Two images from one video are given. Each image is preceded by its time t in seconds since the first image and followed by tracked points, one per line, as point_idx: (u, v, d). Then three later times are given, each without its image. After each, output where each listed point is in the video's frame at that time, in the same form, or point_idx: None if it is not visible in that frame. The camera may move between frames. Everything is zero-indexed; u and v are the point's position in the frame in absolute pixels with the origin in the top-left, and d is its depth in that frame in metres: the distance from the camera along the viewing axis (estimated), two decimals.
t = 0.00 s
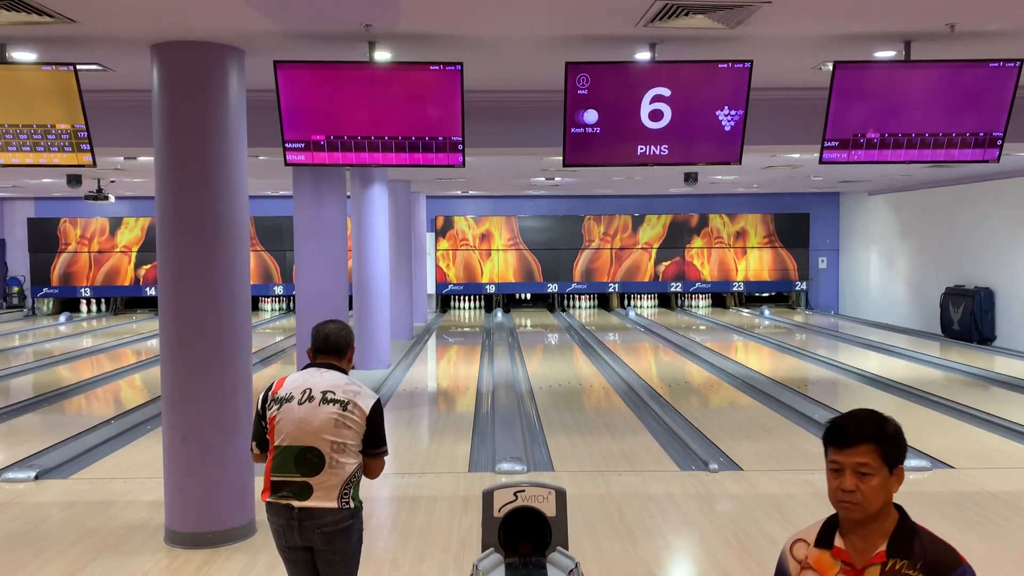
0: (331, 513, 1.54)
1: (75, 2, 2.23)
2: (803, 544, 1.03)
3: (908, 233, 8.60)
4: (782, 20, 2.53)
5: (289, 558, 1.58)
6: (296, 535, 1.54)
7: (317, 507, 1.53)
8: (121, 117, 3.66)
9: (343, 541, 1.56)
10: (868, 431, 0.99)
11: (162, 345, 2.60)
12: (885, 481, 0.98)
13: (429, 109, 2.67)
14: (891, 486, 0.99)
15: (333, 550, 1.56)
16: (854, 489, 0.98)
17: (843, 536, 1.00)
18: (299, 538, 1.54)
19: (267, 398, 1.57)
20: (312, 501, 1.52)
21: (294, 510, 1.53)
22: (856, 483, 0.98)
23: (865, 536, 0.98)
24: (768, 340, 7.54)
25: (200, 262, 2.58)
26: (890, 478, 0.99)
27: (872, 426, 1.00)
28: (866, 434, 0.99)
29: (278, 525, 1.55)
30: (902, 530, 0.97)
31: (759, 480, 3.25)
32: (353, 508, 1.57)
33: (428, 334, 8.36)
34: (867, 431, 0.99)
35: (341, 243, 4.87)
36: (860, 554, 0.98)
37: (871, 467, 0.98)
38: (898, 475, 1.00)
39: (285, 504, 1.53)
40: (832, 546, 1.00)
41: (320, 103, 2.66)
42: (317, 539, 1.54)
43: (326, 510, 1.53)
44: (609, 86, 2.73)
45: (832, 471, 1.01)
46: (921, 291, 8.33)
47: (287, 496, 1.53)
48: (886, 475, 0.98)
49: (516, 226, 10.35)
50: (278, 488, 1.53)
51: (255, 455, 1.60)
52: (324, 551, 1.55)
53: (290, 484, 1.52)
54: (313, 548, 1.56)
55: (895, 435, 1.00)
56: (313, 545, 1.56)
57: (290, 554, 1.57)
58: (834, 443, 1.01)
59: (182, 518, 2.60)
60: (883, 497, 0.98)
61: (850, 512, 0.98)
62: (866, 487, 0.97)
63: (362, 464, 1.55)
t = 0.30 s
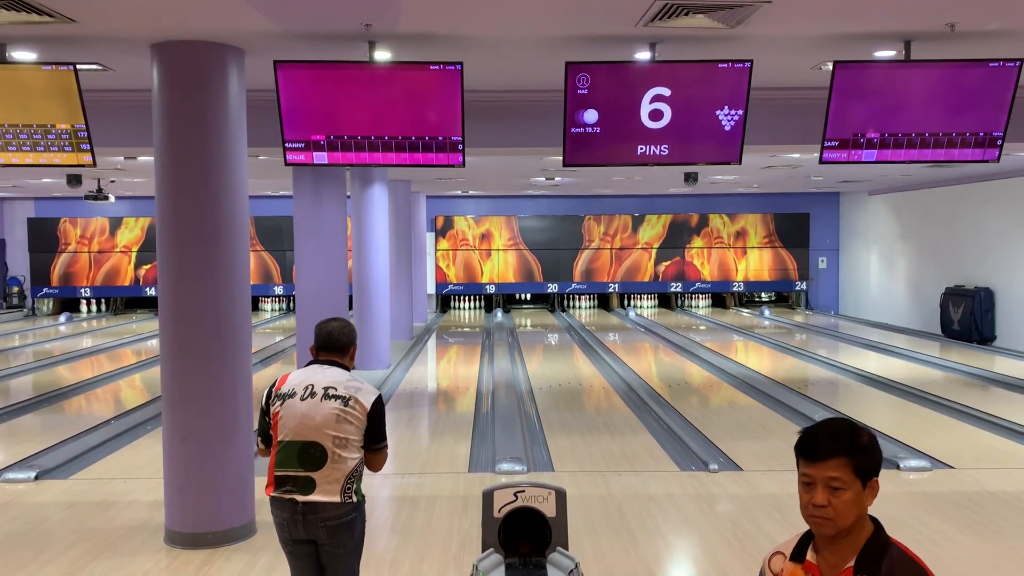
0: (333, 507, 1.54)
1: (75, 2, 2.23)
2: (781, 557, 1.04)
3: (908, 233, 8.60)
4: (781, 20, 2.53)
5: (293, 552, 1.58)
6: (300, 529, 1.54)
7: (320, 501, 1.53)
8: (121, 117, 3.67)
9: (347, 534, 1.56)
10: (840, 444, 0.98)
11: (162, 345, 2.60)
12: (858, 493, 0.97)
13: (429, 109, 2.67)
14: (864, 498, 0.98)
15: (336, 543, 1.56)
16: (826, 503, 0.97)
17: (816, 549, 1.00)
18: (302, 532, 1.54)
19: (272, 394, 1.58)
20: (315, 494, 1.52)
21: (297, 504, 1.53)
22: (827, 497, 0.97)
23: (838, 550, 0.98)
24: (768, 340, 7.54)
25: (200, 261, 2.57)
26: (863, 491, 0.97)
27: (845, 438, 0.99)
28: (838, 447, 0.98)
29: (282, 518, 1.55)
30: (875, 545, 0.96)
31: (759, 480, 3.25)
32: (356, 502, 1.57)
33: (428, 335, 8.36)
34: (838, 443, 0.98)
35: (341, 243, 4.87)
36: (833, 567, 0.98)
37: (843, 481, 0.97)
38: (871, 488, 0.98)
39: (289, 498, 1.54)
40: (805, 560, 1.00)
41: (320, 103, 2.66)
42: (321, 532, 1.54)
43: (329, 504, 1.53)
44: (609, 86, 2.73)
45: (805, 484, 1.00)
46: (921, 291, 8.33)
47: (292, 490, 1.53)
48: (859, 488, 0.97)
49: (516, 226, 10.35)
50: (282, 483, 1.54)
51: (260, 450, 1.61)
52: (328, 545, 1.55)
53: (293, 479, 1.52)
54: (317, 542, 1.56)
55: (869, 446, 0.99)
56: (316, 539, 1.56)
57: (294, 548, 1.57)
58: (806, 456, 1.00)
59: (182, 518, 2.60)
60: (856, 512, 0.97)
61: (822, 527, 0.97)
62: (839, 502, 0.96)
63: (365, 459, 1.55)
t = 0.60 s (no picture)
0: (341, 499, 1.57)
1: (76, 2, 2.24)
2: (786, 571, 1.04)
3: (908, 233, 8.60)
4: (781, 21, 2.53)
5: (300, 544, 1.62)
6: (308, 521, 1.58)
7: (328, 493, 1.57)
8: (121, 117, 3.67)
9: (354, 525, 1.60)
10: (843, 460, 0.97)
11: (162, 345, 2.60)
12: (859, 511, 0.96)
13: (430, 110, 2.68)
14: (867, 516, 0.97)
15: (343, 535, 1.60)
16: (827, 521, 0.96)
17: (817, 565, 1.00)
18: (310, 524, 1.58)
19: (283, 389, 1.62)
20: (323, 487, 1.56)
21: (306, 497, 1.57)
22: (828, 514, 0.97)
23: (839, 567, 0.97)
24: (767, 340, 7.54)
25: (200, 262, 2.57)
26: (866, 509, 0.97)
27: (848, 454, 0.98)
28: (841, 463, 0.97)
29: (290, 510, 1.59)
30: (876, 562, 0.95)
31: (759, 480, 3.25)
32: (362, 493, 1.62)
33: (428, 335, 8.36)
34: (840, 459, 0.98)
35: (341, 243, 4.87)
36: None
37: (845, 498, 0.97)
38: (875, 505, 0.98)
39: (298, 490, 1.57)
40: None
41: (320, 103, 2.66)
42: (329, 524, 1.59)
43: (337, 496, 1.57)
44: (609, 86, 2.73)
45: (805, 499, 1.00)
46: (921, 292, 8.34)
47: (300, 483, 1.57)
48: (861, 506, 0.96)
49: (516, 226, 10.35)
50: (291, 476, 1.57)
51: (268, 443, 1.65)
52: (335, 536, 1.59)
53: (302, 472, 1.56)
54: (324, 533, 1.60)
55: (873, 462, 0.98)
56: (323, 530, 1.60)
57: (301, 540, 1.61)
58: (807, 472, 0.99)
59: (182, 518, 2.60)
60: (858, 530, 0.96)
61: (822, 545, 0.97)
62: (840, 519, 0.96)
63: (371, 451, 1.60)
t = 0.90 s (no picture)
0: (351, 490, 1.63)
1: (76, 2, 2.24)
2: None
3: (908, 233, 8.60)
4: (782, 21, 2.53)
5: (306, 534, 1.66)
6: (317, 512, 1.63)
7: (339, 483, 1.62)
8: (121, 118, 3.67)
9: (360, 518, 1.66)
10: (871, 483, 0.93)
11: (161, 345, 2.60)
12: (882, 535, 0.93)
13: (430, 110, 2.68)
14: (892, 539, 0.94)
15: (349, 526, 1.65)
16: (848, 545, 0.94)
17: None
18: (319, 515, 1.63)
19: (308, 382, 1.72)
20: (335, 475, 1.62)
21: (317, 486, 1.62)
22: (848, 539, 0.94)
23: None
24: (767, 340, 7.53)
25: (200, 262, 2.58)
26: (891, 533, 0.94)
27: (877, 475, 0.94)
28: (864, 483, 0.94)
29: (300, 501, 1.63)
30: None
31: (758, 480, 3.25)
32: (370, 487, 1.68)
33: (428, 335, 8.36)
34: (864, 479, 0.94)
35: (341, 243, 4.86)
36: None
37: (868, 523, 0.93)
38: (901, 527, 0.94)
39: (309, 479, 1.63)
40: None
41: (320, 104, 2.66)
42: (337, 516, 1.63)
43: (347, 487, 1.63)
44: (609, 86, 2.73)
45: (825, 519, 0.97)
46: (921, 291, 8.34)
47: (314, 470, 1.62)
48: (886, 530, 0.93)
49: (516, 226, 10.34)
50: (305, 462, 1.63)
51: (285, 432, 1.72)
52: (342, 527, 1.65)
53: (316, 459, 1.62)
54: (331, 525, 1.65)
55: (900, 482, 0.94)
56: (330, 522, 1.65)
57: (308, 530, 1.66)
58: (828, 492, 0.96)
59: (182, 518, 2.60)
60: (880, 554, 0.93)
61: (842, 570, 0.95)
62: (862, 543, 0.93)
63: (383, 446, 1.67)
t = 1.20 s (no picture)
0: (356, 472, 1.71)
1: (76, 2, 2.24)
2: None
3: (908, 233, 8.60)
4: (782, 21, 2.53)
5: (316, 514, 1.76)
6: (323, 493, 1.71)
7: (345, 464, 1.70)
8: (121, 118, 3.66)
9: (363, 500, 1.72)
10: (863, 504, 0.91)
11: (161, 345, 2.60)
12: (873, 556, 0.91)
13: (430, 110, 2.68)
14: (885, 562, 0.92)
15: (354, 508, 1.73)
16: (838, 567, 0.93)
17: None
18: (326, 496, 1.72)
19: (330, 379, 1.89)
20: (341, 455, 1.71)
21: (324, 465, 1.71)
22: (838, 560, 0.93)
23: None
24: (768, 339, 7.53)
25: (200, 262, 2.58)
26: (885, 556, 0.91)
27: (873, 497, 0.91)
28: (858, 502, 0.92)
29: (309, 481, 1.72)
30: None
31: (759, 480, 3.25)
32: (374, 473, 1.74)
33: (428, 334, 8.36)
34: (855, 498, 0.92)
35: (341, 243, 4.86)
36: None
37: (856, 545, 0.92)
38: (900, 551, 0.91)
39: (317, 460, 1.72)
40: None
41: (320, 104, 2.66)
42: (341, 496, 1.71)
43: (352, 468, 1.70)
44: (609, 86, 2.73)
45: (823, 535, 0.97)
46: (921, 291, 8.34)
47: (324, 451, 1.72)
48: (878, 553, 0.91)
49: (516, 226, 10.34)
50: (315, 444, 1.74)
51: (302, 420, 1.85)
52: (346, 507, 1.72)
53: (326, 440, 1.73)
54: (337, 505, 1.73)
55: (897, 503, 0.90)
56: (337, 504, 1.73)
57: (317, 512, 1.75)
58: (822, 510, 0.95)
59: (182, 518, 2.60)
60: None
61: None
62: (851, 566, 0.92)
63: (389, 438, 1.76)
